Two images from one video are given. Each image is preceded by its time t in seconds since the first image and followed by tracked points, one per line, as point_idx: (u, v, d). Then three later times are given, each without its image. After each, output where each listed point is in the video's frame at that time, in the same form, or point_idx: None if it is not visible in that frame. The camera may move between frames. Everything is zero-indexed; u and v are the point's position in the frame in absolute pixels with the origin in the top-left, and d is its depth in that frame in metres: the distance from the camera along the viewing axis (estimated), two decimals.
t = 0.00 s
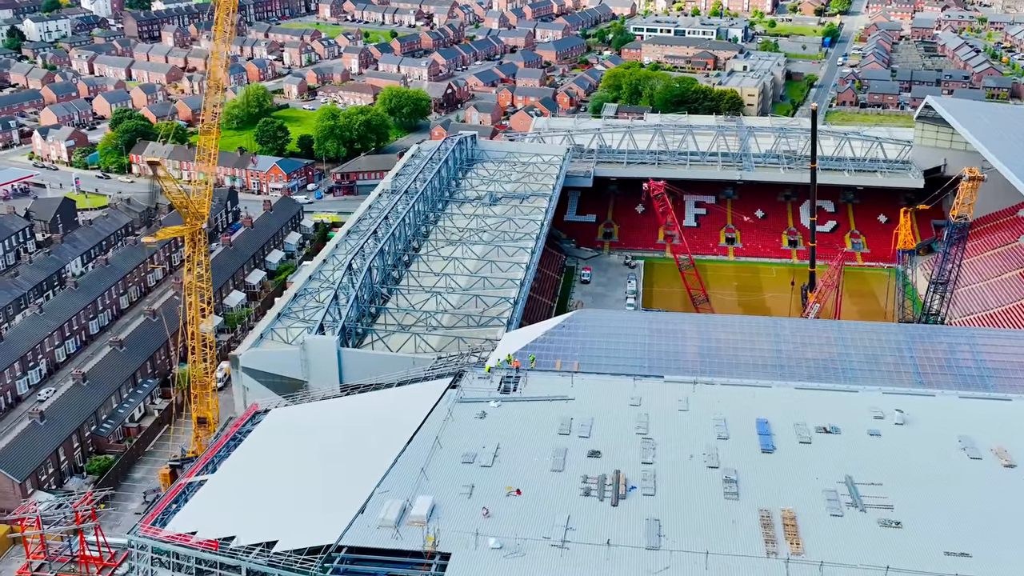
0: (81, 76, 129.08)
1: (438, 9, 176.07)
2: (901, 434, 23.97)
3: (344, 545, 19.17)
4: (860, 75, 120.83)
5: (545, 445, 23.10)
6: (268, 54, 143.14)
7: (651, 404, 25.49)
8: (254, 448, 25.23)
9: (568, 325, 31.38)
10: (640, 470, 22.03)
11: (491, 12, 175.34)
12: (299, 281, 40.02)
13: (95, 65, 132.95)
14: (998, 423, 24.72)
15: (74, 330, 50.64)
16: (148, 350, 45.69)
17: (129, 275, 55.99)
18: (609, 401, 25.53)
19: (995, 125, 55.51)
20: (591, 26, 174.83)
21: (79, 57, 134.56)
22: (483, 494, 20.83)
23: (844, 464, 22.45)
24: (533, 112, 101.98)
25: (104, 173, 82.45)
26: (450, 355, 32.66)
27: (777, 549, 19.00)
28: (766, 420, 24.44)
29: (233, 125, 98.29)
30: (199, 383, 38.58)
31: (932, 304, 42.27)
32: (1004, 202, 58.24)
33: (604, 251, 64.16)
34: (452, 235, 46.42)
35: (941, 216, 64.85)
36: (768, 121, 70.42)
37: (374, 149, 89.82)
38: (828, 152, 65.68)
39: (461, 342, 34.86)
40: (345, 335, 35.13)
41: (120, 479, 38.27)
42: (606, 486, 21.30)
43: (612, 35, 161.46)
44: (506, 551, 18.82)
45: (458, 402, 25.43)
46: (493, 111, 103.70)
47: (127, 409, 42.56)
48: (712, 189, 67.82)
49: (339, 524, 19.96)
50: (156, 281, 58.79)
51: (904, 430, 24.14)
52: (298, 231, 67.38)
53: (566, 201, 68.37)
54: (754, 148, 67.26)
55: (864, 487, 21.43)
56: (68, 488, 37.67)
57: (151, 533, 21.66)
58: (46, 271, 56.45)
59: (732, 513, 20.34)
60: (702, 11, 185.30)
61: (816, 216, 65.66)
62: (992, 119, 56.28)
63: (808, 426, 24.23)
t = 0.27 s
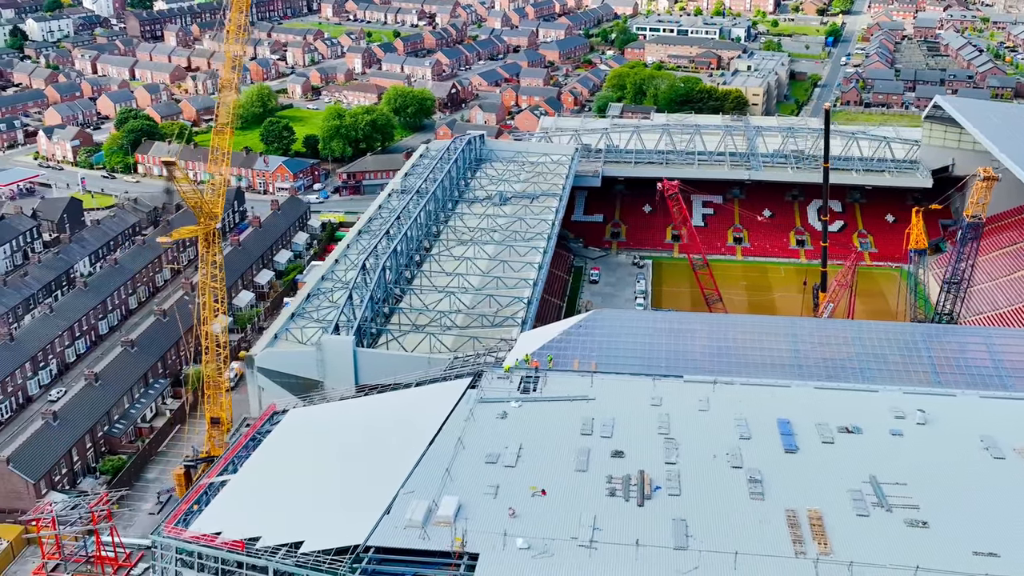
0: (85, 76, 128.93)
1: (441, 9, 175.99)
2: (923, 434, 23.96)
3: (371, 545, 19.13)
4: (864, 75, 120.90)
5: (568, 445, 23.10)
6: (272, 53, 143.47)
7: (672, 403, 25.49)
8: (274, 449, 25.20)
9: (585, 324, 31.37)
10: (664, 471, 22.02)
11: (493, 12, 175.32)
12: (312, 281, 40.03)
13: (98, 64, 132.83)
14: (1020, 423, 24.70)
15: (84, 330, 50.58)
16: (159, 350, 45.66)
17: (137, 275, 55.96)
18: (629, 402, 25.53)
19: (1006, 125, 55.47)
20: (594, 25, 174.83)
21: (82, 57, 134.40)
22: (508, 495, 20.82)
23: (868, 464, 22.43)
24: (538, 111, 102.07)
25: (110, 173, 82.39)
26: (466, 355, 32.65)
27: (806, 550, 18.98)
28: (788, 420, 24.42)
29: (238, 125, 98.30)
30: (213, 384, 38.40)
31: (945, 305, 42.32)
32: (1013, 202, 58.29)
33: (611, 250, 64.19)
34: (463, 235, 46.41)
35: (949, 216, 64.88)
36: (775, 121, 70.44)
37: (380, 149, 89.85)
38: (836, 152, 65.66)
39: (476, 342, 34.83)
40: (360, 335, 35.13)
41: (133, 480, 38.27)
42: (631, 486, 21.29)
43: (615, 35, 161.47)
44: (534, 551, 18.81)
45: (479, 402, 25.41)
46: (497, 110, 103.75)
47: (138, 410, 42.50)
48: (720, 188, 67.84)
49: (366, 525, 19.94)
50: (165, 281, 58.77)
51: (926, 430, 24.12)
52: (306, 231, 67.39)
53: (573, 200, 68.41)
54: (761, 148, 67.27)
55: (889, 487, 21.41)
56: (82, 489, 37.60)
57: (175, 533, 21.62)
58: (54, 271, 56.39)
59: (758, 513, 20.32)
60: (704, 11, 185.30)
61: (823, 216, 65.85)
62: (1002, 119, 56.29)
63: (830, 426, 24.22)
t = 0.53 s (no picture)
0: (84, 76, 128.67)
1: (440, 8, 175.96)
2: (943, 432, 23.99)
3: (397, 546, 19.09)
4: (864, 74, 121.18)
5: (589, 445, 23.08)
6: (271, 53, 143.27)
7: (690, 403, 25.48)
8: (292, 449, 25.13)
9: (599, 325, 31.36)
10: (686, 470, 22.01)
11: (492, 12, 175.36)
12: (322, 281, 40.01)
13: (98, 65, 132.59)
14: None
15: (91, 331, 50.41)
16: (167, 351, 45.59)
17: (143, 275, 55.85)
18: (648, 402, 25.52)
19: (1011, 124, 55.60)
20: (593, 25, 174.91)
21: (81, 57, 134.08)
22: (532, 495, 20.79)
23: (889, 463, 22.44)
24: (540, 111, 102.19)
25: (112, 173, 82.26)
26: (480, 355, 32.68)
27: (832, 549, 18.96)
28: (807, 419, 24.43)
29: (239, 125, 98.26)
30: (224, 384, 38.25)
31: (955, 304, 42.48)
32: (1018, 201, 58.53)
33: (616, 250, 64.29)
34: (472, 235, 46.42)
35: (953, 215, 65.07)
36: (778, 120, 70.56)
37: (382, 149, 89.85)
38: (840, 151, 65.74)
39: (489, 342, 34.82)
40: (372, 334, 35.09)
41: (143, 481, 38.17)
42: (654, 486, 21.27)
43: (615, 35, 161.50)
44: (562, 552, 18.77)
45: (497, 402, 25.38)
46: (499, 110, 103.81)
47: (147, 410, 42.42)
48: (723, 187, 67.97)
49: (391, 525, 19.89)
50: (170, 281, 58.71)
51: (946, 429, 24.14)
52: (310, 231, 67.37)
53: (577, 200, 68.51)
54: (766, 147, 67.38)
55: (911, 486, 21.42)
56: (93, 490, 37.51)
57: (197, 534, 21.55)
58: (60, 272, 56.31)
59: (783, 512, 20.32)
60: (702, 10, 185.43)
61: (827, 215, 66.09)
62: (1007, 118, 56.40)
63: (850, 425, 24.23)
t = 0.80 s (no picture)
0: (81, 76, 128.25)
1: (436, 8, 175.86)
2: (962, 431, 24.02)
3: (424, 546, 19.05)
4: (862, 73, 121.49)
5: (610, 445, 23.05)
6: (268, 53, 143.00)
7: (708, 403, 25.46)
8: (310, 449, 25.06)
9: (613, 324, 31.34)
10: (708, 470, 22.00)
11: (489, 11, 175.33)
12: (332, 281, 39.97)
13: (94, 65, 132.17)
14: None
15: (96, 332, 50.20)
16: (174, 352, 45.45)
17: (147, 276, 55.70)
18: (666, 401, 25.50)
19: (1014, 124, 55.71)
20: (590, 24, 175.09)
21: (78, 57, 133.60)
22: (556, 495, 20.76)
23: (910, 462, 22.47)
24: (539, 110, 102.32)
25: (112, 174, 82.02)
26: (493, 355, 32.65)
27: (859, 548, 18.98)
28: (826, 418, 24.44)
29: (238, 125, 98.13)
30: (234, 385, 37.97)
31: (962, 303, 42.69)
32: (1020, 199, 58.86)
33: (620, 249, 64.37)
34: (478, 234, 46.42)
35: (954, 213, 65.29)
36: (780, 119, 70.71)
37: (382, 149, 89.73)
38: (843, 150, 65.82)
39: (500, 342, 34.82)
40: (383, 335, 35.04)
41: (153, 482, 38.05)
42: (677, 486, 21.27)
43: (612, 34, 161.92)
44: (589, 552, 18.75)
45: (516, 402, 25.34)
46: (498, 110, 103.83)
47: (155, 411, 42.28)
48: (726, 186, 68.12)
49: (417, 527, 19.85)
50: (173, 282, 58.57)
51: (965, 428, 24.18)
52: (313, 231, 67.29)
53: (580, 199, 68.60)
54: (768, 146, 67.47)
55: (934, 485, 21.45)
56: (103, 491, 37.39)
57: (219, 535, 21.48)
58: (63, 273, 56.10)
59: (807, 511, 20.33)
60: (699, 9, 185.65)
61: (830, 214, 66.30)
62: (1011, 117, 56.49)
63: (869, 424, 24.25)
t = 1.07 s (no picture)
0: (79, 76, 127.87)
1: (434, 7, 175.81)
2: (983, 429, 24.07)
3: (453, 547, 19.03)
4: (861, 72, 121.80)
5: (633, 445, 23.04)
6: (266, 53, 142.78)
7: (728, 402, 25.47)
8: (330, 450, 24.98)
9: (628, 324, 31.33)
10: (733, 469, 22.00)
11: (486, 11, 175.30)
12: (342, 282, 39.93)
13: (92, 64, 131.79)
14: None
15: (102, 333, 50.00)
16: (182, 353, 45.35)
17: (152, 277, 55.55)
18: (687, 400, 25.50)
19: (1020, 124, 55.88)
20: (588, 24, 175.20)
21: (75, 57, 133.15)
22: (582, 495, 20.74)
23: (934, 460, 22.50)
24: (541, 109, 102.62)
25: (113, 174, 81.82)
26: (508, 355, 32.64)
27: (887, 547, 19.00)
28: (847, 417, 24.47)
29: (238, 125, 98.05)
30: (244, 385, 37.75)
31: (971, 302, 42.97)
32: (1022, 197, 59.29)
33: (624, 248, 64.44)
34: (487, 234, 46.41)
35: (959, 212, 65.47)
36: (783, 118, 70.85)
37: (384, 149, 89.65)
38: (847, 149, 65.91)
39: (514, 341, 34.81)
40: (397, 335, 35.00)
41: (164, 483, 37.95)
42: (702, 485, 21.26)
43: (610, 33, 162.19)
44: (619, 551, 18.74)
45: (536, 402, 25.31)
46: (499, 109, 103.91)
47: (165, 412, 42.17)
48: (730, 185, 68.28)
49: (445, 526, 19.77)
50: (178, 283, 58.44)
51: (986, 426, 24.23)
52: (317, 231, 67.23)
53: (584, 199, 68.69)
54: (772, 145, 67.55)
55: (958, 483, 21.49)
56: (114, 493, 37.28)
57: (243, 536, 21.41)
58: (68, 274, 55.93)
59: (834, 510, 20.34)
60: (697, 8, 185.79)
61: (834, 213, 66.45)
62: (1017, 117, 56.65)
63: (890, 422, 24.28)
